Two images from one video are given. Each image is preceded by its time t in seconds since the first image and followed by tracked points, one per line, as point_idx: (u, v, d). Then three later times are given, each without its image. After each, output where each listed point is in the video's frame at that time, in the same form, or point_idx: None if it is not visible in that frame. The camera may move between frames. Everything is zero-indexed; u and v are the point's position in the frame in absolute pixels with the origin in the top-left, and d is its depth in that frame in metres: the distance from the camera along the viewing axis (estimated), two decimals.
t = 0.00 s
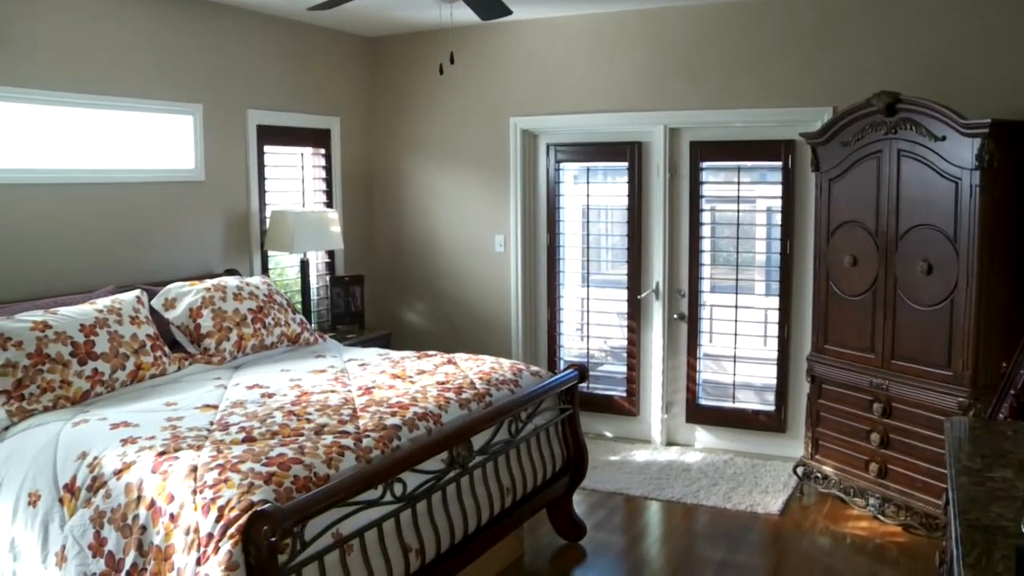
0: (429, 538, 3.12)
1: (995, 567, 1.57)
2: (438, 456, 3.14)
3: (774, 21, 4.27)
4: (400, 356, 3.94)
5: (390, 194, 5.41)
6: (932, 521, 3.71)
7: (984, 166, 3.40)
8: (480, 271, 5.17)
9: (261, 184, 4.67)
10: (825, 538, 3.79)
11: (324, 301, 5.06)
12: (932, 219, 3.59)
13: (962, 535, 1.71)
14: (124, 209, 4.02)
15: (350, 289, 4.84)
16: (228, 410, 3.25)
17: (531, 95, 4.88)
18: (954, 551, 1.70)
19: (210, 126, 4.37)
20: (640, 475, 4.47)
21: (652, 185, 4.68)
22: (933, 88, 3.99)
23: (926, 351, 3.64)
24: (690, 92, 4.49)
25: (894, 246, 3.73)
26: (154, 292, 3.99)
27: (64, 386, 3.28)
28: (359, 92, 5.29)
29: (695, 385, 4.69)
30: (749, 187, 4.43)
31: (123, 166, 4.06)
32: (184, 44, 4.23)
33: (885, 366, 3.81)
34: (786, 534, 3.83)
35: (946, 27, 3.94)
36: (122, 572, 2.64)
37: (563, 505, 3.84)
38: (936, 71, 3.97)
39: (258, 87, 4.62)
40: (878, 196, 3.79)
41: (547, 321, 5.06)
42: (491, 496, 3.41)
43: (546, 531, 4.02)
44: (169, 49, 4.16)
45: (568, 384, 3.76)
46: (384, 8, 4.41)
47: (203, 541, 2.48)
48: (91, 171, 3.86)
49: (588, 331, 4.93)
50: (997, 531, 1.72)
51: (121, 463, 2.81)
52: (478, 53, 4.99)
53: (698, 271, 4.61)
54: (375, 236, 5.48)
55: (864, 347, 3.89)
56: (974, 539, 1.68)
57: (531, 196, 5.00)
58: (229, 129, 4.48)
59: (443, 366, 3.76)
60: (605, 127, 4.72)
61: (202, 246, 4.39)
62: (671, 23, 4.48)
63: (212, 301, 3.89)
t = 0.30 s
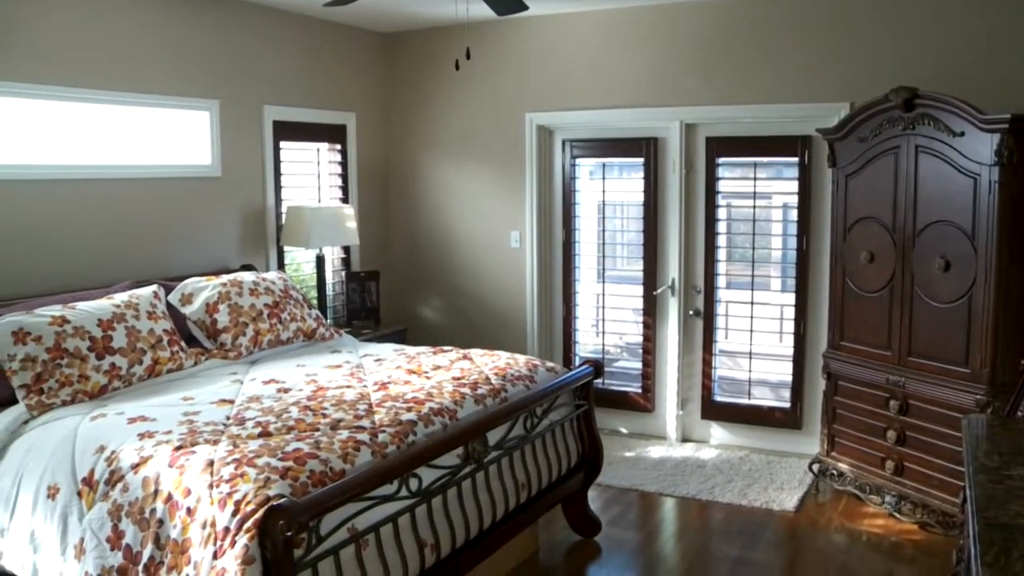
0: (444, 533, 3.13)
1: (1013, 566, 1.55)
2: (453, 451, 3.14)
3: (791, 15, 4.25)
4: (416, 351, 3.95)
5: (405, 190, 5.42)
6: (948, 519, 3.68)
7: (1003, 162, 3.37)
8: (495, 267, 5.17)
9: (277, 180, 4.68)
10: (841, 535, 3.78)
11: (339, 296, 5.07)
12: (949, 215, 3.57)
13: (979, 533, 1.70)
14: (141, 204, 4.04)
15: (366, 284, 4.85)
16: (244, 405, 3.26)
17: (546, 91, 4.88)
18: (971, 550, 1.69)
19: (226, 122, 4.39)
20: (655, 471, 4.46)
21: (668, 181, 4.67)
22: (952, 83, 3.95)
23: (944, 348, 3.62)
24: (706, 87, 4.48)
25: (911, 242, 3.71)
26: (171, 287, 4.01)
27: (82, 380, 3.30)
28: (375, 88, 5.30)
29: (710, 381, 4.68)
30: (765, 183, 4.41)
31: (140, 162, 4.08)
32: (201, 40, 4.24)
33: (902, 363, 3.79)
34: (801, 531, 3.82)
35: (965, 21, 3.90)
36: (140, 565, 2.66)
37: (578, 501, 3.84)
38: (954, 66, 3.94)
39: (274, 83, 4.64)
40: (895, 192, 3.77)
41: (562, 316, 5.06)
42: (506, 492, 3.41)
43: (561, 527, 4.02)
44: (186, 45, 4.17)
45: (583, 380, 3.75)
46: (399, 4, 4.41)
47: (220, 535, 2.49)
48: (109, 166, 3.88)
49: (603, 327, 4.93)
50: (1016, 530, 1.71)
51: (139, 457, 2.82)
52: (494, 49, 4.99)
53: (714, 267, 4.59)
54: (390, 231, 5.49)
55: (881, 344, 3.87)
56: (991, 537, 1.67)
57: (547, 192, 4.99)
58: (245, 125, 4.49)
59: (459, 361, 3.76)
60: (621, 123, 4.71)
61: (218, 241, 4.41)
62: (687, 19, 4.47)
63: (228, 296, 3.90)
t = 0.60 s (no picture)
0: (459, 528, 3.13)
1: None
2: (468, 447, 3.14)
3: (808, 10, 4.23)
4: (431, 347, 3.95)
5: (421, 186, 5.42)
6: (965, 518, 3.64)
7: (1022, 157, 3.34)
8: (510, 263, 5.17)
9: (293, 176, 4.70)
10: (856, 532, 3.76)
11: (354, 291, 5.08)
12: (967, 211, 3.54)
13: (997, 531, 1.69)
14: (157, 199, 4.06)
15: (381, 280, 4.86)
16: (260, 400, 3.27)
17: (562, 87, 4.87)
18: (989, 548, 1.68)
19: (242, 118, 4.40)
20: (670, 468, 4.46)
21: (683, 177, 4.66)
22: (971, 78, 3.92)
23: (961, 345, 3.60)
24: (722, 83, 4.46)
25: (928, 239, 3.68)
26: (187, 282, 4.02)
27: (99, 375, 3.31)
28: (390, 84, 5.30)
29: (725, 377, 4.67)
30: (781, 179, 4.40)
31: (156, 157, 4.10)
32: (216, 36, 4.25)
33: (918, 360, 3.76)
34: (816, 528, 3.81)
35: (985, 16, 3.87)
36: (156, 559, 2.68)
37: (593, 497, 3.84)
38: (973, 61, 3.90)
39: (290, 79, 4.65)
40: (912, 187, 3.74)
41: (577, 312, 5.06)
42: (521, 488, 3.41)
43: (576, 523, 4.03)
44: (202, 41, 4.19)
45: (599, 376, 3.75)
46: None
47: (235, 529, 2.50)
48: (125, 162, 3.90)
49: (618, 323, 4.93)
50: None
51: (155, 451, 2.84)
52: (509, 45, 4.99)
53: (730, 263, 4.58)
54: (405, 227, 5.50)
55: (897, 340, 3.85)
56: (1009, 536, 1.66)
57: (562, 187, 4.99)
58: (260, 121, 4.50)
59: (474, 357, 3.77)
60: (636, 118, 4.70)
61: (234, 237, 4.42)
62: (703, 14, 4.45)
63: (243, 291, 3.91)
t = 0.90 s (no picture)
0: (474, 524, 3.14)
1: None
2: (483, 443, 3.15)
3: (825, 6, 4.20)
4: (446, 343, 3.96)
5: (435, 182, 5.42)
6: (982, 517, 3.62)
7: None
8: (525, 259, 5.17)
9: (308, 172, 4.71)
10: (872, 530, 3.74)
11: (369, 288, 5.09)
12: (985, 208, 3.51)
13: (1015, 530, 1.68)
14: (173, 195, 4.07)
15: (396, 276, 4.86)
16: (275, 395, 3.28)
17: (577, 83, 4.86)
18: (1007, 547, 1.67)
19: (257, 114, 4.41)
20: (684, 464, 4.45)
21: (699, 173, 4.64)
22: (990, 73, 3.88)
23: (978, 343, 3.57)
24: (738, 79, 4.44)
25: (945, 235, 3.66)
26: (203, 277, 4.04)
27: (116, 369, 3.33)
28: (405, 80, 5.31)
29: (740, 374, 4.65)
30: (796, 175, 4.37)
31: (172, 153, 4.11)
32: (231, 32, 4.26)
33: (934, 358, 3.74)
34: (831, 526, 3.80)
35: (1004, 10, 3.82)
36: (173, 553, 2.69)
37: (607, 493, 3.84)
38: (992, 56, 3.86)
39: (305, 75, 4.66)
40: (929, 184, 3.72)
41: (592, 308, 5.05)
42: (535, 484, 3.41)
43: (590, 519, 4.02)
44: (217, 38, 4.20)
45: (613, 372, 3.74)
46: None
47: (251, 524, 2.51)
48: (141, 158, 3.91)
49: (633, 319, 4.92)
50: None
51: (171, 446, 2.85)
52: (525, 41, 4.98)
53: (745, 260, 4.56)
54: (420, 223, 5.51)
55: (913, 338, 3.83)
56: None
57: (577, 184, 4.98)
58: (276, 118, 4.52)
59: (488, 353, 3.77)
60: (650, 115, 4.69)
61: (249, 233, 4.44)
62: (718, 10, 4.44)
63: (259, 287, 3.93)
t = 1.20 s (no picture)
0: (489, 520, 3.14)
1: None
2: (499, 439, 3.15)
3: (843, 2, 4.18)
4: (462, 339, 3.96)
5: (451, 179, 5.43)
6: (1001, 517, 3.60)
7: None
8: (541, 257, 5.16)
9: (324, 169, 4.72)
10: (888, 529, 3.72)
11: (385, 284, 5.10)
12: (1004, 205, 3.49)
13: None
14: (190, 192, 4.09)
15: (411, 273, 4.86)
16: (292, 391, 3.29)
17: (593, 80, 4.86)
18: None
19: (273, 111, 4.43)
20: (700, 462, 4.44)
21: (715, 170, 4.62)
22: (1010, 70, 3.84)
23: (996, 342, 3.54)
24: (754, 76, 4.43)
25: (963, 233, 3.63)
26: (220, 274, 4.05)
27: (133, 365, 3.35)
28: (421, 77, 5.31)
29: (756, 372, 4.64)
30: (813, 172, 4.35)
31: (188, 150, 4.13)
32: (247, 30, 4.27)
33: (952, 356, 3.71)
34: (847, 524, 3.78)
35: None
36: (190, 547, 2.70)
37: (622, 491, 3.83)
38: (1012, 52, 3.83)
39: (320, 72, 4.66)
40: (947, 181, 3.69)
41: (608, 306, 5.04)
42: (551, 481, 3.41)
43: (605, 517, 4.02)
44: (233, 35, 4.21)
45: (629, 369, 3.74)
46: None
47: (267, 519, 2.52)
48: (158, 155, 3.93)
49: (649, 316, 4.91)
50: None
51: (189, 441, 2.86)
52: (541, 37, 4.98)
53: (761, 258, 4.55)
54: (436, 220, 5.51)
55: (930, 336, 3.81)
56: None
57: (593, 181, 4.97)
58: (291, 115, 4.53)
59: (504, 350, 3.77)
60: (666, 111, 4.67)
61: (266, 230, 4.45)
62: (735, 7, 4.42)
63: (275, 283, 3.94)
